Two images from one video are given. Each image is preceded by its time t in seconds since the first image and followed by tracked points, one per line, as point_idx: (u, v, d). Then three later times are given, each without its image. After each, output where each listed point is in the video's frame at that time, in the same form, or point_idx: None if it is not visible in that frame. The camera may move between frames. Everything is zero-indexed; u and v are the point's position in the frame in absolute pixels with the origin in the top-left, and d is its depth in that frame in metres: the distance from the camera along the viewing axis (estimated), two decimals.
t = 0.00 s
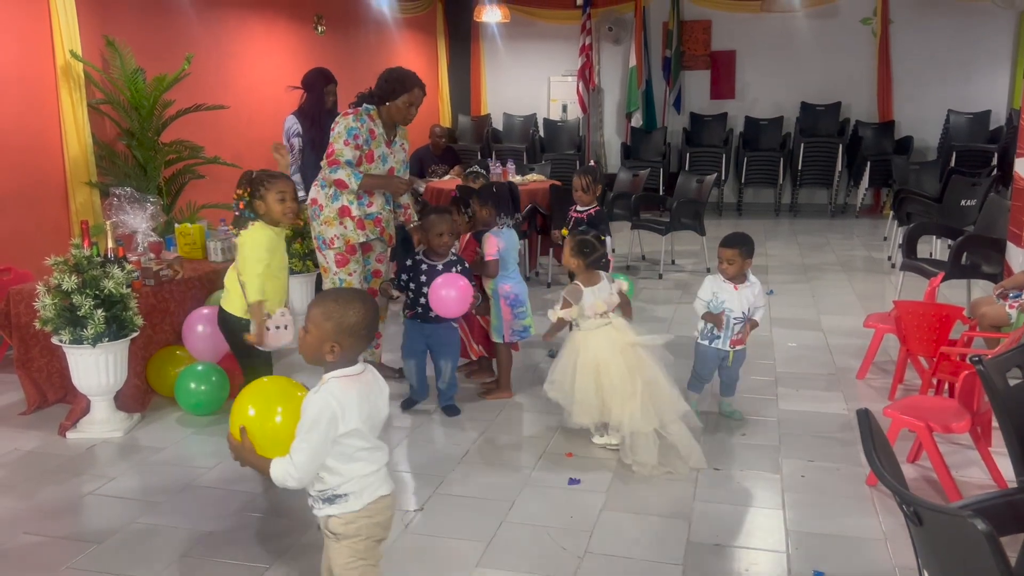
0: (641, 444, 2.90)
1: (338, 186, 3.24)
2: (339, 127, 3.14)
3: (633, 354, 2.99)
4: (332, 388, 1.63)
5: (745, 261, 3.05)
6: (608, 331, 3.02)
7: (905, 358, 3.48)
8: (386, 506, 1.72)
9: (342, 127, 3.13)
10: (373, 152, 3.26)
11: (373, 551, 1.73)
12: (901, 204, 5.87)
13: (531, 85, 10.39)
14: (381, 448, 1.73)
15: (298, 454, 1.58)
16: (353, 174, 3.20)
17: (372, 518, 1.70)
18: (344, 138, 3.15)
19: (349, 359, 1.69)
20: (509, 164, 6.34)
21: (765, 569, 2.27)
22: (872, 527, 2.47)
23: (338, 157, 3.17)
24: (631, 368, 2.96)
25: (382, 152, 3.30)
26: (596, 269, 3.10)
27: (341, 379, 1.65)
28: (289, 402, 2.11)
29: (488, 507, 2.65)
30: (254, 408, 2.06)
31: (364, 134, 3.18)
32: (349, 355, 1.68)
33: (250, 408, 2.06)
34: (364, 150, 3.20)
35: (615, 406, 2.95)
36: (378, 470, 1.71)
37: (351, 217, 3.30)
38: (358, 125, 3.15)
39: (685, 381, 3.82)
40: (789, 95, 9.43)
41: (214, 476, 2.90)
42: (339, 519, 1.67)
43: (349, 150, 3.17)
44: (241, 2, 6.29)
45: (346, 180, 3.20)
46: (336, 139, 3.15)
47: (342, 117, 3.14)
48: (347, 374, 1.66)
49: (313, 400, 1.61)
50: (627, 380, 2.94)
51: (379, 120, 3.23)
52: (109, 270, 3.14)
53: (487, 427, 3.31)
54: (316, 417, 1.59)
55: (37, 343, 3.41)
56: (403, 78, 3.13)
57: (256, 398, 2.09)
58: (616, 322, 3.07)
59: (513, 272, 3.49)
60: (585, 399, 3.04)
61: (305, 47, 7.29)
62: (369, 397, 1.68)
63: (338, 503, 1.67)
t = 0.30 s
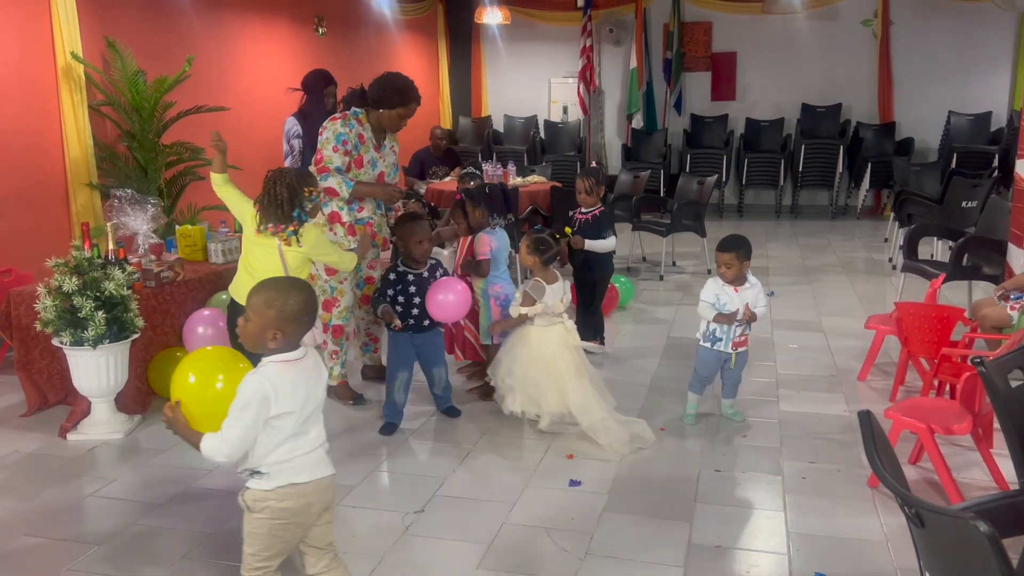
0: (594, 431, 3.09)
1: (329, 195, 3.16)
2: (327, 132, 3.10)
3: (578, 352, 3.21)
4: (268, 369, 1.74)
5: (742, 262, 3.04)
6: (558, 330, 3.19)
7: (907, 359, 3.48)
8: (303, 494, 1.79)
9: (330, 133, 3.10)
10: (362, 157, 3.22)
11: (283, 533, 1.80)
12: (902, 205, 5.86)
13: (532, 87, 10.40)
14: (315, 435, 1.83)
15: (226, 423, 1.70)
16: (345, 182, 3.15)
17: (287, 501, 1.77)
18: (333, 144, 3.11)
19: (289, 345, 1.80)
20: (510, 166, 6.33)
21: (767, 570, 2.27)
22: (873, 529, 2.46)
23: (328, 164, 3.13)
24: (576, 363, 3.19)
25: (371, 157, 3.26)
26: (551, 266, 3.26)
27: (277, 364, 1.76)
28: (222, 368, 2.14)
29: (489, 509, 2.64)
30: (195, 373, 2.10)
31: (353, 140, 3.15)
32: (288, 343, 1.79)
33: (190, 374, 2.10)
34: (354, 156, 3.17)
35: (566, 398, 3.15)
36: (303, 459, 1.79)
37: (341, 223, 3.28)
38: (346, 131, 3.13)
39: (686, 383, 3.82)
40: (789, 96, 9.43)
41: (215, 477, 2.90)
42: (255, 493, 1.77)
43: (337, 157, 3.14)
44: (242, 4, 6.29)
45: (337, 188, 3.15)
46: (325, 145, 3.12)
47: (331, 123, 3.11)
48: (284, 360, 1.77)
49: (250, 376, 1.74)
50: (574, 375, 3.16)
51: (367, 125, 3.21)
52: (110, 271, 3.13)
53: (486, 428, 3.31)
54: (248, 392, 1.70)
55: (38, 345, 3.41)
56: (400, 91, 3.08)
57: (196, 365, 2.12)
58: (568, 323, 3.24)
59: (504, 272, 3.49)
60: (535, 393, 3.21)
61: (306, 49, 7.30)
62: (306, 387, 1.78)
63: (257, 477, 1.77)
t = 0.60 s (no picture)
0: (549, 425, 3.25)
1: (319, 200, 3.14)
2: (320, 137, 3.05)
3: (535, 344, 3.30)
4: (195, 355, 1.85)
5: (737, 265, 3.02)
6: (516, 326, 3.24)
7: (908, 360, 3.47)
8: (244, 471, 1.91)
9: (323, 137, 3.04)
10: (353, 164, 3.17)
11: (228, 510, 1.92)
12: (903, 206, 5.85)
13: (532, 88, 10.39)
14: (252, 416, 1.95)
15: (158, 408, 1.81)
16: (335, 189, 3.11)
17: (228, 479, 1.89)
18: (325, 149, 3.06)
19: (216, 331, 1.91)
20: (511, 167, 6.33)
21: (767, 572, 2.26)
22: (874, 530, 2.46)
23: (320, 169, 3.07)
24: (533, 358, 3.28)
25: (362, 164, 3.21)
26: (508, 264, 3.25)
27: (211, 350, 1.87)
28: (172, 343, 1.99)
29: (489, 510, 2.64)
30: (155, 348, 1.97)
31: (346, 146, 3.10)
32: (221, 329, 1.91)
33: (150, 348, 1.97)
34: (346, 163, 3.12)
35: (524, 394, 3.24)
36: (239, 440, 1.91)
37: (330, 229, 3.25)
38: (340, 137, 3.07)
39: (686, 384, 3.81)
40: (790, 97, 9.43)
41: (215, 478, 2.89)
42: (199, 474, 1.89)
43: (329, 163, 3.08)
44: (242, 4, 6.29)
45: (327, 195, 3.10)
46: (317, 149, 3.06)
47: (325, 126, 3.05)
48: (217, 346, 1.89)
49: (179, 363, 1.84)
50: (531, 370, 3.25)
51: (362, 131, 3.17)
52: (111, 271, 3.13)
53: (486, 430, 3.31)
54: (176, 379, 1.81)
55: (38, 346, 3.42)
56: (398, 99, 3.07)
57: (158, 340, 1.99)
58: (525, 319, 3.30)
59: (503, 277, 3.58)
60: (494, 389, 3.27)
61: (307, 50, 7.30)
62: (237, 371, 1.89)
63: (198, 459, 1.89)
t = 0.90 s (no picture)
0: (514, 420, 3.28)
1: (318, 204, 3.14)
2: (319, 140, 3.04)
3: (504, 340, 3.36)
4: (164, 340, 1.95)
5: (734, 266, 3.03)
6: (487, 322, 3.30)
7: (908, 362, 3.47)
8: (191, 456, 2.00)
9: (323, 141, 3.04)
10: (352, 168, 3.17)
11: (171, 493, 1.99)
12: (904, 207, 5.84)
13: (532, 88, 10.39)
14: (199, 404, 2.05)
15: (126, 387, 1.88)
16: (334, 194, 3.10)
17: (176, 463, 1.97)
18: (324, 153, 3.06)
19: (180, 319, 2.01)
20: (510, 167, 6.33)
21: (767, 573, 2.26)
22: (874, 532, 2.45)
23: (319, 173, 3.07)
24: (502, 353, 3.33)
25: (361, 167, 3.21)
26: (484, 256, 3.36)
27: (175, 336, 1.98)
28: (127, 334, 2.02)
29: (490, 511, 2.64)
30: (86, 334, 2.16)
31: (345, 149, 3.10)
32: (180, 317, 2.02)
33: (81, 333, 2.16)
34: (345, 166, 3.12)
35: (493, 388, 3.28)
36: (190, 425, 2.00)
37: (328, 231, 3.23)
38: (339, 140, 3.07)
39: (686, 385, 3.81)
40: (790, 98, 9.43)
41: (214, 478, 2.89)
42: (147, 456, 1.95)
43: (329, 166, 3.08)
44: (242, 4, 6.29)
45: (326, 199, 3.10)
46: (316, 153, 3.06)
47: (324, 130, 3.05)
48: (178, 332, 1.99)
49: (149, 345, 1.94)
50: (501, 365, 3.30)
51: (362, 134, 3.16)
52: (109, 272, 3.13)
53: (486, 431, 3.30)
54: (148, 359, 1.91)
55: (37, 347, 3.43)
56: (398, 102, 3.06)
57: (89, 324, 2.19)
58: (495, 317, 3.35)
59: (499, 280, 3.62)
60: (462, 384, 3.32)
61: (307, 50, 7.29)
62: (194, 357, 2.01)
63: (147, 441, 1.95)
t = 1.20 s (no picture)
0: (499, 416, 3.31)
1: (318, 204, 3.13)
2: (321, 140, 3.03)
3: (488, 337, 3.37)
4: (115, 336, 2.00)
5: (733, 267, 3.03)
6: (470, 317, 3.32)
7: (907, 363, 3.47)
8: (144, 447, 2.08)
9: (324, 141, 3.03)
10: (353, 168, 3.17)
11: (128, 485, 2.06)
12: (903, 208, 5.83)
13: (532, 89, 10.39)
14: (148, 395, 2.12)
15: (84, 382, 1.94)
16: (335, 195, 3.09)
17: (131, 454, 2.05)
18: (326, 153, 3.05)
19: (132, 315, 2.06)
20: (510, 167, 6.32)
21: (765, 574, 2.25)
22: (873, 533, 2.45)
23: (319, 174, 3.06)
24: (486, 348, 3.35)
25: (362, 168, 3.20)
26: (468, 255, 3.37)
27: (126, 331, 2.04)
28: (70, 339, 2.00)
29: (489, 511, 2.63)
30: (32, 327, 2.68)
31: (347, 150, 3.09)
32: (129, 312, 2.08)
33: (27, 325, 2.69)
34: (346, 166, 3.11)
35: (477, 384, 3.29)
36: (142, 417, 2.07)
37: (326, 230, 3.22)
38: (341, 140, 3.06)
39: (685, 386, 3.81)
40: (789, 99, 9.43)
41: (213, 478, 2.89)
42: (103, 450, 2.01)
43: (330, 167, 3.07)
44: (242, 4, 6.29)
45: (326, 200, 3.09)
46: (318, 153, 3.05)
47: (326, 130, 3.04)
48: (128, 327, 2.05)
49: (99, 341, 1.99)
50: (485, 361, 3.32)
51: (364, 135, 3.15)
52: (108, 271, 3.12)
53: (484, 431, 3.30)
54: (102, 355, 1.96)
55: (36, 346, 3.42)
56: (401, 104, 3.04)
57: (35, 319, 2.71)
58: (476, 311, 3.37)
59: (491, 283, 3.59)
60: (447, 380, 3.34)
61: (307, 50, 7.29)
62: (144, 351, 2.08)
63: (104, 437, 2.01)
